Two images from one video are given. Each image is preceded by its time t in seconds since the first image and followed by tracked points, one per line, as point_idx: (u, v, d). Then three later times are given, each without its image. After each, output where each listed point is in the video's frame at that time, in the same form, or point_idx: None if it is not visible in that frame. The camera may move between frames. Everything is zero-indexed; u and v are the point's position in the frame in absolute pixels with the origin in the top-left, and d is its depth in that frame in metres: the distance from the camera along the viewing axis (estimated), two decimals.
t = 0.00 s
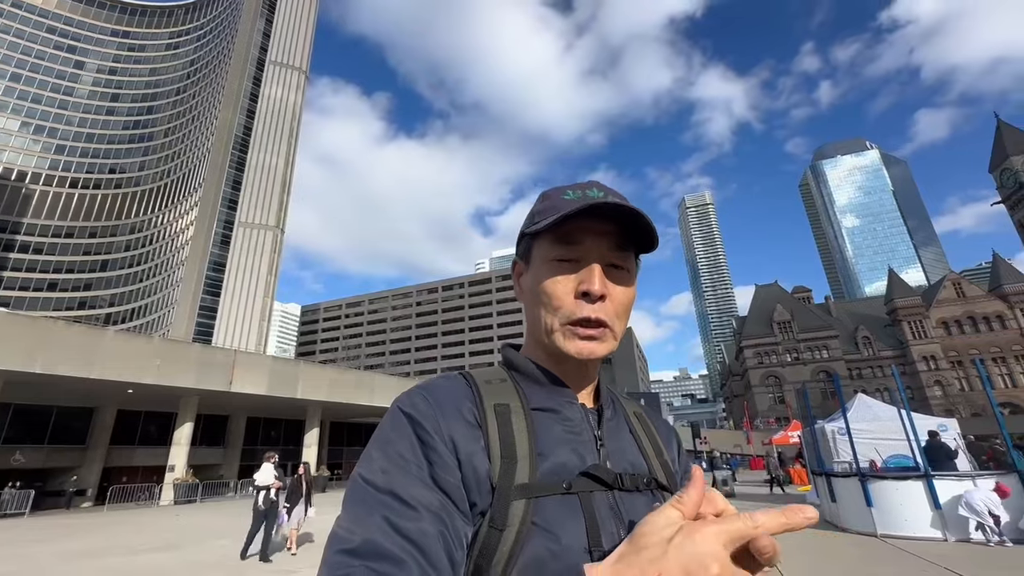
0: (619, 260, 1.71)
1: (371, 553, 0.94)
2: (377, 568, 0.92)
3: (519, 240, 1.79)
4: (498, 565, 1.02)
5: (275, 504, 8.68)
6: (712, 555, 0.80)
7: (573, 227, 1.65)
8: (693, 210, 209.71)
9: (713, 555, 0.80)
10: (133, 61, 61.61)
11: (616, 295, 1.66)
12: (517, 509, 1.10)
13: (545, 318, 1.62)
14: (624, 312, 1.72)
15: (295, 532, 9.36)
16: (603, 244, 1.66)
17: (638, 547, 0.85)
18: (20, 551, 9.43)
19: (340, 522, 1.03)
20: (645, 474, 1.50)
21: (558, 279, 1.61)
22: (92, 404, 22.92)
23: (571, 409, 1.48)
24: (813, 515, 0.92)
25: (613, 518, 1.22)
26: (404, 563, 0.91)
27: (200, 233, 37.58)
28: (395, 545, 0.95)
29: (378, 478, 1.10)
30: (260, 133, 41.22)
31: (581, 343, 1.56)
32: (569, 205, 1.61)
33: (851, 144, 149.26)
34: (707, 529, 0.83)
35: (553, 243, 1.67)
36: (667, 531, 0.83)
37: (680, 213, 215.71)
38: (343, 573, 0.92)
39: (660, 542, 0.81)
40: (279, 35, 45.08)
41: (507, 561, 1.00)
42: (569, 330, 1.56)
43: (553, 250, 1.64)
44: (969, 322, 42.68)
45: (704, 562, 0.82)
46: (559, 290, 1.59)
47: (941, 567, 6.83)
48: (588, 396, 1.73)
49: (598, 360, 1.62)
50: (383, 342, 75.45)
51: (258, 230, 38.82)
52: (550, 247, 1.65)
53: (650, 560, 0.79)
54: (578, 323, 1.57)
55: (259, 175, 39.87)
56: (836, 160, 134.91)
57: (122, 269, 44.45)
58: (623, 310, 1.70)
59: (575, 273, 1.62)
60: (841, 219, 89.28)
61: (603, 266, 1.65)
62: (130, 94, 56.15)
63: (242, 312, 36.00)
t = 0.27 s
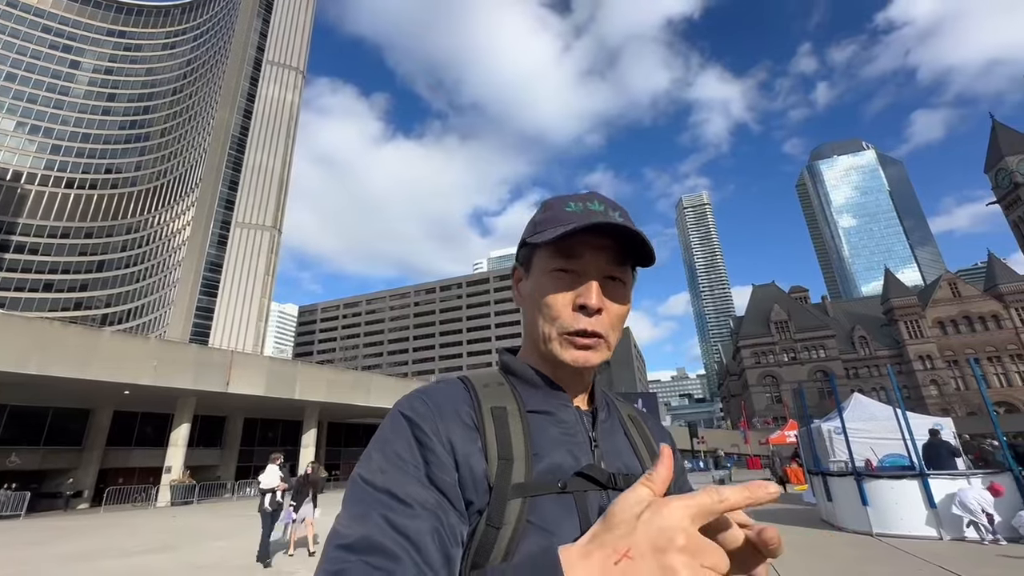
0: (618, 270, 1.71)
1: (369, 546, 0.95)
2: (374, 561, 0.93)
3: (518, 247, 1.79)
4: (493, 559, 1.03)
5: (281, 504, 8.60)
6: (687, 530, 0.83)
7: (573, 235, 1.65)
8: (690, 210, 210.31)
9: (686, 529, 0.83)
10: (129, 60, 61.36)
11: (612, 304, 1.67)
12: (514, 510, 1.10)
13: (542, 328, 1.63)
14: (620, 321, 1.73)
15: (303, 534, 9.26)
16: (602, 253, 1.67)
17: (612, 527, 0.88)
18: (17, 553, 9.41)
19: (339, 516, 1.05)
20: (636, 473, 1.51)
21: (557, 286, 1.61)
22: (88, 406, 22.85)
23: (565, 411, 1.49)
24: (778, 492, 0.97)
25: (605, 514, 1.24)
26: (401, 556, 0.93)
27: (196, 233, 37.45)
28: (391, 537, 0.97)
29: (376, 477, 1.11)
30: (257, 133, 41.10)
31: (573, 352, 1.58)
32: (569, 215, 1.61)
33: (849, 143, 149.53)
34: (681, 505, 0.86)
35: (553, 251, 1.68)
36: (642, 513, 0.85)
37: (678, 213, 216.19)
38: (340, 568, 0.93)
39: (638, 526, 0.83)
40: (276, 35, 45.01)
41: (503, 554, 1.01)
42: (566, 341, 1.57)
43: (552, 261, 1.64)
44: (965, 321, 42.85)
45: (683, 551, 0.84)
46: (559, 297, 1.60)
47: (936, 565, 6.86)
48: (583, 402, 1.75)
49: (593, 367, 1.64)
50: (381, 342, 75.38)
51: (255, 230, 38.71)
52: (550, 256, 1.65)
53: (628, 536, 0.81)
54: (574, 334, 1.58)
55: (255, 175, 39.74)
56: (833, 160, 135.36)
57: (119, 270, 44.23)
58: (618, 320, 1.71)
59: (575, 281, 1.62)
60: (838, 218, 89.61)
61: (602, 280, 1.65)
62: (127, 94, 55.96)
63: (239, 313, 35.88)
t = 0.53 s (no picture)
0: (618, 272, 1.73)
1: (383, 548, 0.96)
2: (390, 560, 0.94)
3: (521, 249, 1.81)
4: (497, 556, 1.04)
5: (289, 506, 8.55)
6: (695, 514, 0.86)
7: (576, 237, 1.67)
8: (686, 211, 210.94)
9: (694, 516, 0.85)
10: (124, 61, 61.14)
11: (618, 301, 1.68)
12: (519, 510, 1.12)
13: (544, 321, 1.64)
14: (622, 319, 1.74)
15: (312, 535, 9.19)
16: (604, 255, 1.69)
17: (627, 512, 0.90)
18: (12, 556, 9.37)
19: (346, 518, 1.06)
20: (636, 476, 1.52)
21: (562, 286, 1.62)
22: (84, 408, 22.74)
23: (567, 412, 1.50)
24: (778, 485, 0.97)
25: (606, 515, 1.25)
26: (413, 557, 0.93)
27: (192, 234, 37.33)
28: (404, 538, 0.98)
29: (383, 479, 1.12)
30: (253, 134, 40.98)
31: (576, 341, 1.57)
32: (573, 218, 1.63)
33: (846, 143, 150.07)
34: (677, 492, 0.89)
35: (557, 253, 1.69)
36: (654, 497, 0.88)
37: (674, 214, 216.68)
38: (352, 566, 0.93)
39: (646, 518, 0.84)
40: (271, 36, 44.91)
41: (507, 552, 1.04)
42: (575, 331, 1.57)
43: (557, 259, 1.66)
44: (960, 321, 43.08)
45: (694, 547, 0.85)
46: (563, 296, 1.60)
47: (933, 564, 6.88)
48: (583, 402, 1.76)
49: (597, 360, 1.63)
50: (378, 343, 75.43)
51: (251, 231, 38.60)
52: (556, 257, 1.67)
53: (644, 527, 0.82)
54: (582, 324, 1.58)
55: (251, 176, 39.63)
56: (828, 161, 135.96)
57: (114, 272, 43.99)
58: (623, 314, 1.72)
59: (578, 279, 1.63)
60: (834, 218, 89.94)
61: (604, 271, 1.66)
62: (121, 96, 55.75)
63: (236, 315, 35.76)
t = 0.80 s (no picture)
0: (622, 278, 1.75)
1: (394, 558, 0.97)
2: (403, 569, 0.95)
3: (524, 251, 1.81)
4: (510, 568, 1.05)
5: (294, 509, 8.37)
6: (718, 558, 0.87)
7: (580, 245, 1.70)
8: (683, 211, 211.61)
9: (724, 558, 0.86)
10: (119, 62, 60.92)
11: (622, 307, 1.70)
12: (527, 514, 1.13)
13: (577, 316, 1.64)
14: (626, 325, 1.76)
15: (313, 541, 9.04)
16: (607, 261, 1.71)
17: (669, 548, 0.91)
18: (7, 560, 9.31)
19: (355, 527, 1.07)
20: (642, 480, 1.53)
21: (567, 292, 1.65)
22: (79, 411, 22.60)
23: (570, 415, 1.50)
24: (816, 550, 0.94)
25: (616, 521, 1.27)
26: (421, 566, 0.95)
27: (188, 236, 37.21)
28: (415, 551, 0.99)
29: (393, 488, 1.12)
30: (249, 135, 40.89)
31: (613, 332, 1.65)
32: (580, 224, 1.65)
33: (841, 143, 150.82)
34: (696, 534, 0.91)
35: (560, 259, 1.71)
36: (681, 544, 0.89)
37: (671, 213, 217.21)
38: None
39: (667, 553, 0.87)
40: (267, 36, 44.81)
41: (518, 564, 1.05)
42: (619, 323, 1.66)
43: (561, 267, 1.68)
44: (955, 320, 43.35)
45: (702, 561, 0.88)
46: (567, 303, 1.64)
47: (930, 563, 6.92)
48: (586, 404, 1.76)
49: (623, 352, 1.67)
50: (376, 344, 75.38)
51: (248, 233, 38.50)
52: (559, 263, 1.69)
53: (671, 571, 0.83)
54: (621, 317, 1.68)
55: (248, 177, 39.53)
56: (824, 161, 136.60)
57: (110, 273, 43.78)
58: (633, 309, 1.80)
59: (582, 286, 1.65)
60: (830, 218, 90.36)
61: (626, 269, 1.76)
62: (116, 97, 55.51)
63: (233, 316, 35.68)
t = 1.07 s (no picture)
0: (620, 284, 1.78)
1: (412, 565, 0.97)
2: None
3: (517, 247, 1.78)
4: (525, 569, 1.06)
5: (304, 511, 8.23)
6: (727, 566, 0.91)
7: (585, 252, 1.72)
8: (680, 211, 212.23)
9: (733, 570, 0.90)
10: (114, 63, 60.64)
11: (619, 313, 1.74)
12: (541, 515, 1.14)
13: (591, 324, 1.67)
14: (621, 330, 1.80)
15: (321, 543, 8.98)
16: (609, 268, 1.74)
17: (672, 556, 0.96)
18: (1, 564, 9.25)
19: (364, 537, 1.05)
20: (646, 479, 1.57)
21: (569, 297, 1.67)
22: (74, 414, 22.46)
23: (570, 412, 1.51)
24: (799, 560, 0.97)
25: (619, 516, 1.30)
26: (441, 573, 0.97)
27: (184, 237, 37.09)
28: (433, 558, 0.99)
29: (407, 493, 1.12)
30: (245, 136, 40.87)
31: (616, 339, 1.73)
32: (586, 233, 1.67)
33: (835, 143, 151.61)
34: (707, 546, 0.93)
35: (563, 263, 1.72)
36: (690, 554, 0.92)
37: (668, 213, 217.60)
38: None
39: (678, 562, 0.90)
40: (263, 37, 44.69)
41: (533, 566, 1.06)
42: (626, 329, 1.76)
43: (564, 272, 1.70)
44: (950, 318, 43.65)
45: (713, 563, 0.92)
46: (566, 306, 1.67)
47: (924, 560, 6.98)
48: (576, 399, 1.77)
49: (620, 359, 1.73)
50: (373, 345, 75.24)
51: (244, 234, 38.39)
52: (563, 268, 1.70)
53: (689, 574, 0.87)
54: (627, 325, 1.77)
55: (244, 178, 39.43)
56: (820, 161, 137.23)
57: (105, 275, 43.55)
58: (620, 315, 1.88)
59: (584, 291, 1.68)
60: (826, 218, 90.75)
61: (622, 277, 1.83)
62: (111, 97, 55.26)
63: (229, 318, 35.57)
